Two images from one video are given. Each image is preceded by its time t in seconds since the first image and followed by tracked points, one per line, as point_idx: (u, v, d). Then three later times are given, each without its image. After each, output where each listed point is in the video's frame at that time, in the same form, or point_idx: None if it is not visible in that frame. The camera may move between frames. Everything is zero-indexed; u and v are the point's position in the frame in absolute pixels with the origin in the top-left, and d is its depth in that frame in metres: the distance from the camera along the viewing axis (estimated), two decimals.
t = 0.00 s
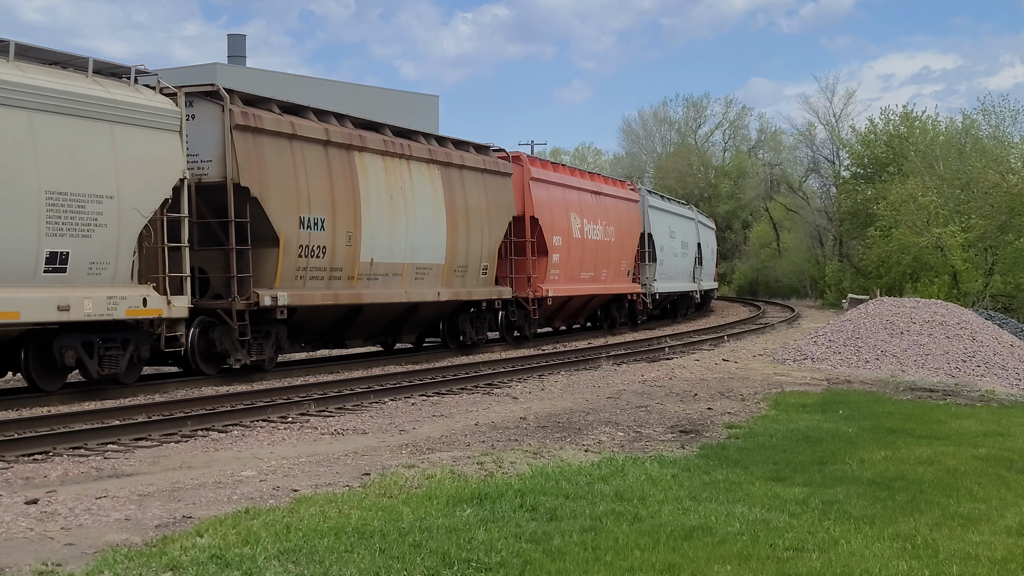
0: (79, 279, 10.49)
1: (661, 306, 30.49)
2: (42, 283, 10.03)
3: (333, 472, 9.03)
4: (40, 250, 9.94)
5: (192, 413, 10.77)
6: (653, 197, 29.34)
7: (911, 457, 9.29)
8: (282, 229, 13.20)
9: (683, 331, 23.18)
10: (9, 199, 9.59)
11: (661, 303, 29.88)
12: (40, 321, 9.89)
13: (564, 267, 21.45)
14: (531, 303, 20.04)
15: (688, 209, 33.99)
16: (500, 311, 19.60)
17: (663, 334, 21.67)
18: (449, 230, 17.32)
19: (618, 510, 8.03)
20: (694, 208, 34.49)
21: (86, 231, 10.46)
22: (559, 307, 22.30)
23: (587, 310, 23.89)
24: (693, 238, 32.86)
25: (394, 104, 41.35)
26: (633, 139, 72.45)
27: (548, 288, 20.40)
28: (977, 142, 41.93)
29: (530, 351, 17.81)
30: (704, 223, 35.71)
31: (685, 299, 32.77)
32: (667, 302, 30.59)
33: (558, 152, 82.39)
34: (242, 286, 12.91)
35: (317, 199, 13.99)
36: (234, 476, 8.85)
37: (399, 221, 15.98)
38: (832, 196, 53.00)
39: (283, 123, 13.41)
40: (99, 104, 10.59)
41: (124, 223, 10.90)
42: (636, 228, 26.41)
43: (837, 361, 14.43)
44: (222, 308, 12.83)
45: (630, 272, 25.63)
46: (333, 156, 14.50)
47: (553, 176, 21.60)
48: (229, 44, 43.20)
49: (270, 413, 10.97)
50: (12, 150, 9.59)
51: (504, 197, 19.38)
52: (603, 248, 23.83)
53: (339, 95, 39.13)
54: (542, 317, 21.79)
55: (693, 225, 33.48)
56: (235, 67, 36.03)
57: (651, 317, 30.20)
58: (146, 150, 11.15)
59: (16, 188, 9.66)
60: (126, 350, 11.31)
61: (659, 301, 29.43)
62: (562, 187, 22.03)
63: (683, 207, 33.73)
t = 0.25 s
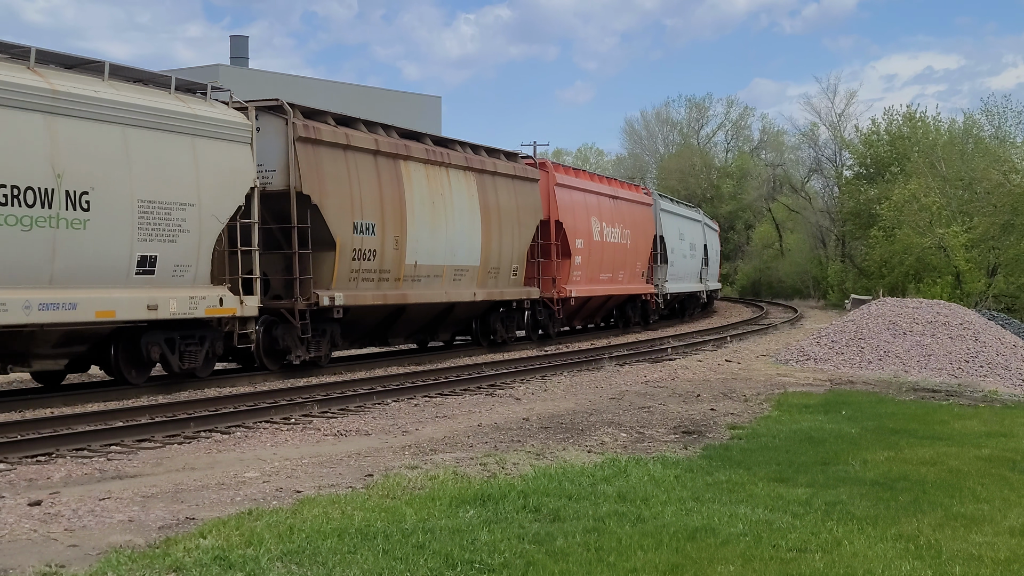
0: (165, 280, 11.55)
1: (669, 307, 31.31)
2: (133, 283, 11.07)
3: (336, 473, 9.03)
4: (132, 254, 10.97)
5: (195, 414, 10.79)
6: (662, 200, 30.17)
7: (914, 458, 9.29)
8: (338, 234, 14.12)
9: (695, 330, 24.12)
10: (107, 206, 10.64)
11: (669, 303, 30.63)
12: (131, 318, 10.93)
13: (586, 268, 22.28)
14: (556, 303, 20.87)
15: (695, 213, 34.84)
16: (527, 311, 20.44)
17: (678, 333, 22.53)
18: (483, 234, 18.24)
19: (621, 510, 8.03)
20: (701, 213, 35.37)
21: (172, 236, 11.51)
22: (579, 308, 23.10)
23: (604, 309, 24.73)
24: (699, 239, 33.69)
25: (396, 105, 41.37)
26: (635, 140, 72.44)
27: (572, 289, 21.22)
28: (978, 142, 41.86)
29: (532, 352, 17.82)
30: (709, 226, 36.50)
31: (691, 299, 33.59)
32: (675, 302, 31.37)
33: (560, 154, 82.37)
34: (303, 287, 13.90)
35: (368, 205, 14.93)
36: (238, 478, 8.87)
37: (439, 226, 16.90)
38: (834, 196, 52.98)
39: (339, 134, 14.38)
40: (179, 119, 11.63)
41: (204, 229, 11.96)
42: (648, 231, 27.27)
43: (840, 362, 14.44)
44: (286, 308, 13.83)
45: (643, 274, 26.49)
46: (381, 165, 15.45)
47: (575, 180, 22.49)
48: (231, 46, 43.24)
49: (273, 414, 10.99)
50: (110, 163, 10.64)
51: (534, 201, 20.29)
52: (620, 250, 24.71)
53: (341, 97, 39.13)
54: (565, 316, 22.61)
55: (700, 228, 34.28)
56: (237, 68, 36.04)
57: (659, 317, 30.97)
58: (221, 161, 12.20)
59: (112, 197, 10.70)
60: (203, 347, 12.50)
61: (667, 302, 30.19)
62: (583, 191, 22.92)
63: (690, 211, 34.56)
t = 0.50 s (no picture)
0: (235, 283, 12.39)
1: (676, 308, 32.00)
2: (207, 286, 11.94)
3: (336, 476, 9.03)
4: (207, 259, 11.83)
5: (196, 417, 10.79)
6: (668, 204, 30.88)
7: (914, 460, 9.28)
8: (383, 240, 14.96)
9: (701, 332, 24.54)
10: (186, 215, 11.51)
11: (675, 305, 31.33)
12: (206, 319, 11.79)
13: (603, 272, 23.03)
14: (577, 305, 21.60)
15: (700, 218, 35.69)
16: (549, 312, 21.07)
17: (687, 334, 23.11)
18: (512, 239, 19.07)
19: (621, 513, 8.03)
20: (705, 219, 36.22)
21: (242, 242, 12.36)
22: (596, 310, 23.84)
23: (618, 311, 25.40)
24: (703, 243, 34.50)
25: (396, 108, 41.40)
26: (635, 142, 72.43)
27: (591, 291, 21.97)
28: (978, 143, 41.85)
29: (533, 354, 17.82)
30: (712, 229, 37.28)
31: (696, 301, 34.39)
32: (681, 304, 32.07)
33: (560, 156, 82.33)
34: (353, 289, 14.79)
35: (409, 212, 15.79)
36: (238, 481, 8.87)
37: (473, 232, 17.73)
38: (834, 197, 52.96)
39: (385, 145, 15.26)
40: (247, 133, 12.49)
41: (270, 235, 12.82)
42: (659, 235, 28.05)
43: (840, 364, 14.44)
44: (338, 309, 14.72)
45: (655, 277, 27.26)
46: (421, 174, 16.31)
47: (597, 188, 23.31)
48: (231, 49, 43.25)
49: (274, 417, 10.99)
50: (189, 174, 11.52)
51: (558, 206, 21.15)
52: (635, 254, 25.49)
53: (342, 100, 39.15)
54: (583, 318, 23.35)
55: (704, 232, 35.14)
56: (238, 71, 36.05)
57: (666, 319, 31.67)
58: (284, 171, 13.03)
59: (190, 205, 11.56)
60: (266, 344, 13.36)
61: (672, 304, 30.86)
62: (602, 198, 23.70)
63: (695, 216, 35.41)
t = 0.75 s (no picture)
0: (295, 284, 13.45)
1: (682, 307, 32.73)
2: (271, 286, 13.02)
3: (336, 476, 9.03)
4: (271, 261, 12.92)
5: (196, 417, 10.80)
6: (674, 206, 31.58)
7: (914, 459, 9.29)
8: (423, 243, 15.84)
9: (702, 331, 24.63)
10: (253, 220, 12.60)
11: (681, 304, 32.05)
12: (269, 316, 12.87)
13: (617, 273, 23.95)
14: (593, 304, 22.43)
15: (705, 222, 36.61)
16: (567, 311, 21.87)
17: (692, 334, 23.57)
18: (537, 242, 19.98)
19: (621, 513, 8.03)
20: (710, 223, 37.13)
21: (301, 245, 13.44)
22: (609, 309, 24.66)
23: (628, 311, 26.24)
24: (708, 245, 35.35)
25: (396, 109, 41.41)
26: (635, 142, 72.42)
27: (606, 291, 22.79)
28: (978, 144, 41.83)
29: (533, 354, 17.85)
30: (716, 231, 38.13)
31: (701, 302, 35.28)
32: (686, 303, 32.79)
33: (560, 156, 82.30)
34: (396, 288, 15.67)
35: (447, 216, 16.73)
36: (238, 481, 8.87)
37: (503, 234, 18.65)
38: (834, 197, 53.01)
39: (424, 153, 16.19)
40: (303, 144, 13.59)
41: (325, 238, 13.89)
42: (669, 237, 28.91)
43: (840, 364, 14.44)
44: (382, 308, 15.63)
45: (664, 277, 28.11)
46: (456, 180, 17.23)
47: (614, 193, 24.29)
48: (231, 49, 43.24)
49: (273, 418, 11.00)
50: (254, 184, 12.61)
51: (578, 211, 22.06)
52: (646, 255, 26.35)
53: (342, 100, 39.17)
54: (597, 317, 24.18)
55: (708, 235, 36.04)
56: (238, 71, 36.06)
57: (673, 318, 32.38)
58: (337, 180, 14.16)
59: (255, 212, 12.65)
60: (319, 340, 14.32)
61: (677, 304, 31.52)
62: (617, 203, 24.65)
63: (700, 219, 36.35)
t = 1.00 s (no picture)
0: (349, 285, 14.55)
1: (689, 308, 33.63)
2: (328, 288, 14.11)
3: (339, 477, 9.03)
4: (328, 263, 13.99)
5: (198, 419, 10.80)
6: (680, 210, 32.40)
7: (917, 461, 9.28)
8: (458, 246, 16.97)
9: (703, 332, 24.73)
10: (313, 226, 13.68)
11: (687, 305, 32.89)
12: (326, 315, 13.94)
13: (632, 274, 25.18)
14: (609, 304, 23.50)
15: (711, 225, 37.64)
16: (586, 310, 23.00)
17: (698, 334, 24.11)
18: (560, 245, 21.21)
19: (624, 514, 8.03)
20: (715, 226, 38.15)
21: (354, 248, 14.51)
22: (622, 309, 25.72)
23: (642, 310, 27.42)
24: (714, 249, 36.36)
25: (398, 110, 41.45)
26: (636, 144, 72.43)
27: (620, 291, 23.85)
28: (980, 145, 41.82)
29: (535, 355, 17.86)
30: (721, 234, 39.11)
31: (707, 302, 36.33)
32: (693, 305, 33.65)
33: (561, 158, 82.28)
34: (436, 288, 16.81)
35: (479, 221, 17.93)
36: (241, 483, 8.87)
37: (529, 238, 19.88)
38: (835, 198, 53.02)
39: (458, 161, 17.36)
40: (356, 154, 14.70)
41: (375, 242, 14.98)
42: (677, 240, 29.99)
43: (842, 365, 14.45)
44: (424, 307, 16.79)
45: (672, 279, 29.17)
46: (486, 187, 18.40)
47: (626, 198, 25.52)
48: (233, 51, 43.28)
49: (276, 419, 11.01)
50: (312, 191, 13.67)
51: (594, 215, 23.24)
52: (656, 258, 27.47)
53: (344, 101, 39.21)
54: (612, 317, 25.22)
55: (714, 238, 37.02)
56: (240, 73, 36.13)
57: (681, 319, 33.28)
58: (386, 187, 15.28)
59: (314, 218, 13.72)
60: (370, 338, 15.43)
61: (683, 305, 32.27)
62: (629, 208, 25.79)
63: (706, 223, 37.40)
